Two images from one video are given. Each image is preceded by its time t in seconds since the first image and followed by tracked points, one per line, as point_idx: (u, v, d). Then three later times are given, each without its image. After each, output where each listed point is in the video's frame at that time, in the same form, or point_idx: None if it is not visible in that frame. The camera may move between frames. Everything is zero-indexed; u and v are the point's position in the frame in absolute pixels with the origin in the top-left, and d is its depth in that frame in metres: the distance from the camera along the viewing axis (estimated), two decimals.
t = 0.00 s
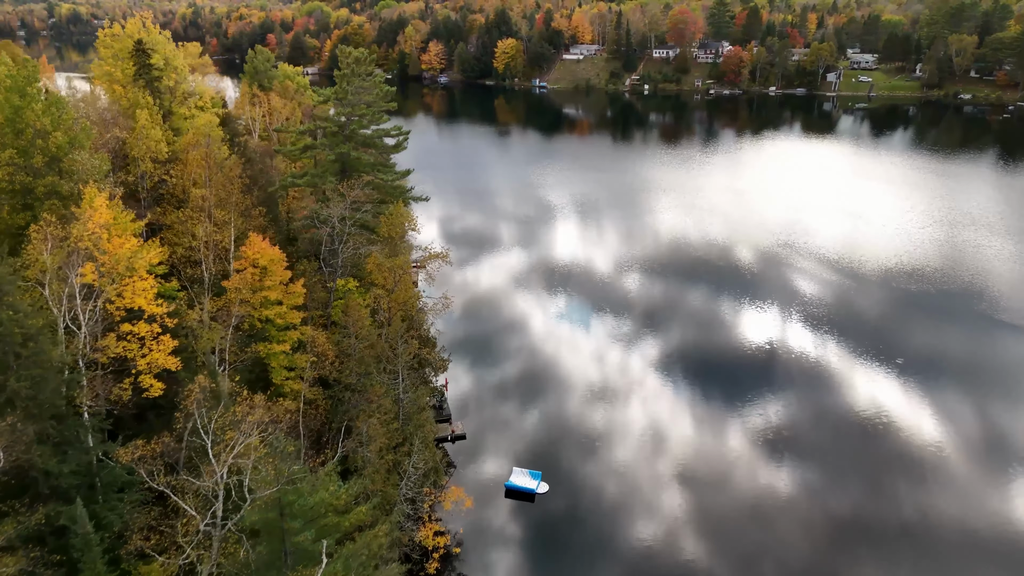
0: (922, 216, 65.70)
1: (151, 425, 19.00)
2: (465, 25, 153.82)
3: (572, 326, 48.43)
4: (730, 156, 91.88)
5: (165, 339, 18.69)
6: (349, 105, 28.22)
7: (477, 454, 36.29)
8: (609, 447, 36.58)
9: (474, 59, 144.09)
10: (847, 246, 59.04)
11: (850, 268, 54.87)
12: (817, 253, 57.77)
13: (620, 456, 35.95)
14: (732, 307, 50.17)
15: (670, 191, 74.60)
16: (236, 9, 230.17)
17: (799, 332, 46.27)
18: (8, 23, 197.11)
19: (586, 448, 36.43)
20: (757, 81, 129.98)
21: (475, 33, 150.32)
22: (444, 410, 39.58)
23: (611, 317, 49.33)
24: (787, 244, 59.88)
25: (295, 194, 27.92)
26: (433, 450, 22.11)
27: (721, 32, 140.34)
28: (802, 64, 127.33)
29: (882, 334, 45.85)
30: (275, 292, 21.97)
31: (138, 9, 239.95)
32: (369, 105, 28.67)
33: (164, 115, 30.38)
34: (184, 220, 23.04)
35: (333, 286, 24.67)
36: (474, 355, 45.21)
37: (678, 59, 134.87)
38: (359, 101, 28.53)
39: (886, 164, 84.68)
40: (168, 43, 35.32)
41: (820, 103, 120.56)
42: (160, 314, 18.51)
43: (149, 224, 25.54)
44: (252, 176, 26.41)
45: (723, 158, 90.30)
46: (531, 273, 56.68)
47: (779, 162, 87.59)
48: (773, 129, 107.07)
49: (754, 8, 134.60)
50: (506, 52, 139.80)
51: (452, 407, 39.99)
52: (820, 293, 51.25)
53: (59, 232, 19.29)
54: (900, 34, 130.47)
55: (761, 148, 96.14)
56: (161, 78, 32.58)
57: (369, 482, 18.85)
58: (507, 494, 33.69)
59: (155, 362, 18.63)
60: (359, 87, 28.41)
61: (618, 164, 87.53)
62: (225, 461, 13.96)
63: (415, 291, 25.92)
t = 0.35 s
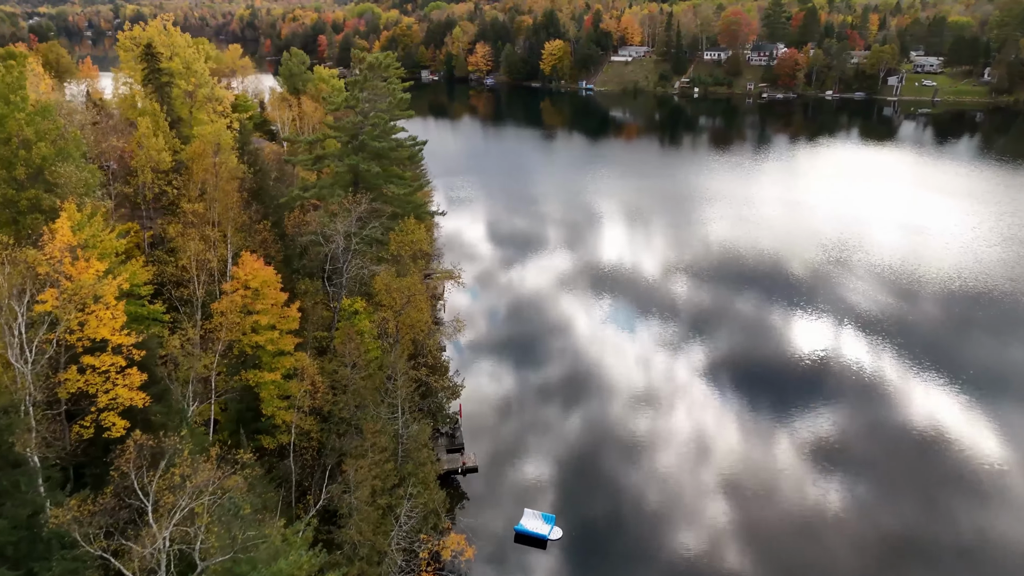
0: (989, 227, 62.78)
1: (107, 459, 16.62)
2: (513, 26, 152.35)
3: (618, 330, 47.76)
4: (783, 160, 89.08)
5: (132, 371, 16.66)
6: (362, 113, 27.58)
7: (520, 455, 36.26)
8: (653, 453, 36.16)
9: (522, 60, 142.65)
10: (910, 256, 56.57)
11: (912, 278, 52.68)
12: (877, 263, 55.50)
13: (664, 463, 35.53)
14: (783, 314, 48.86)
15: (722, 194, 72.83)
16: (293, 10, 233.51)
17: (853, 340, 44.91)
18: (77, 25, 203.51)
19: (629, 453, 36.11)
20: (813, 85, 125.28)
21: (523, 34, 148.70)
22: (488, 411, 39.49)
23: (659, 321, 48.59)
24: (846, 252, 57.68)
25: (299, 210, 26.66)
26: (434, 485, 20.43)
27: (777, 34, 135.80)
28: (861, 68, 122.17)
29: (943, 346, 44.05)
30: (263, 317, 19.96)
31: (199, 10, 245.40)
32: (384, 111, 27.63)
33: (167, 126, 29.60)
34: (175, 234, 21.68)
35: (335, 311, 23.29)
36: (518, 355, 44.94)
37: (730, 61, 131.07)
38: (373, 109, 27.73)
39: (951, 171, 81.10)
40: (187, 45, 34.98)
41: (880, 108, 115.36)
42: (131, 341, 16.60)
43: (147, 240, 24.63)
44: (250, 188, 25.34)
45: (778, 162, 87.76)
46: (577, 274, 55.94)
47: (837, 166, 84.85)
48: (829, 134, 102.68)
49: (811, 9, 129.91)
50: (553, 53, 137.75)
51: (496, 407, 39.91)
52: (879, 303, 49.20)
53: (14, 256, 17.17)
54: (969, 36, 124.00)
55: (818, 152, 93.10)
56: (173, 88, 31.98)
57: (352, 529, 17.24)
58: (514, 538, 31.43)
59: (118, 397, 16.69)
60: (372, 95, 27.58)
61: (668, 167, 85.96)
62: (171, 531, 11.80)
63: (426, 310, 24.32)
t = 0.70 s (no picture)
0: None
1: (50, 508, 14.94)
2: (563, 27, 150.41)
3: (665, 333, 46.12)
4: (840, 166, 85.65)
5: (99, 409, 15.65)
6: (376, 122, 26.80)
7: (562, 458, 35.16)
8: (698, 461, 34.71)
9: (571, 62, 140.80)
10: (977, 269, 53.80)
11: (977, 292, 50.04)
12: (940, 275, 52.93)
13: (709, 472, 34.08)
14: (837, 323, 46.76)
15: (777, 199, 70.52)
16: (347, 12, 235.34)
17: (912, 354, 42.81)
18: (141, 25, 209.38)
19: (674, 460, 34.75)
20: (875, 88, 120.04)
21: (572, 35, 146.75)
22: (531, 412, 38.42)
23: (707, 325, 46.94)
24: (907, 263, 55.16)
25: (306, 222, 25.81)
26: (438, 531, 18.68)
27: (837, 35, 130.68)
28: (926, 71, 116.50)
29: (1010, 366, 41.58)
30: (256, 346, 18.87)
31: (259, 11, 249.99)
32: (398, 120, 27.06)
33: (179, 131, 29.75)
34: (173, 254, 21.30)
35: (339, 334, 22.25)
36: (562, 356, 43.71)
37: (786, 64, 126.66)
38: (389, 117, 27.00)
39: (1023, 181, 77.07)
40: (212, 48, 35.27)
41: (946, 113, 109.69)
42: (95, 376, 15.55)
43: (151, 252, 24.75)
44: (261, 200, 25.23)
45: (836, 167, 84.68)
46: (624, 275, 54.48)
47: (898, 172, 81.45)
48: (890, 140, 97.87)
49: (873, 10, 124.61)
50: (602, 55, 135.71)
51: (539, 408, 38.81)
52: (941, 317, 46.80)
53: None
54: None
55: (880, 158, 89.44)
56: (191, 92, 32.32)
57: None
58: None
59: (78, 439, 15.43)
60: (388, 102, 26.74)
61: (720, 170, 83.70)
62: None
63: (435, 337, 22.81)
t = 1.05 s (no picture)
0: None
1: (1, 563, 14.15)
2: (608, 27, 147.86)
3: (707, 338, 44.29)
4: (896, 171, 82.39)
5: (61, 447, 15.06)
6: (391, 130, 25.45)
7: (599, 461, 33.82)
8: (739, 469, 33.05)
9: (614, 64, 138.61)
10: None
11: None
12: (998, 290, 50.23)
13: (751, 480, 32.42)
14: (886, 332, 44.54)
15: (826, 206, 68.03)
16: (392, 11, 236.12)
17: (967, 369, 40.50)
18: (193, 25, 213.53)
19: (714, 467, 33.15)
20: (933, 92, 115.00)
21: (617, 35, 144.38)
22: (569, 414, 37.14)
23: (752, 330, 45.03)
24: (963, 275, 52.52)
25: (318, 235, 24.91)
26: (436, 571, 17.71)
27: (893, 36, 125.88)
28: (989, 74, 111.12)
29: None
30: (245, 373, 18.00)
31: (307, 12, 252.72)
32: (415, 129, 25.73)
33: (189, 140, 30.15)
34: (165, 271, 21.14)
35: (345, 354, 21.06)
36: (602, 357, 42.30)
37: (839, 65, 122.32)
38: (404, 126, 25.64)
39: None
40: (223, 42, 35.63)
41: (1010, 118, 104.42)
42: (54, 411, 14.80)
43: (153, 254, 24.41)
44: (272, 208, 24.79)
45: (891, 173, 81.50)
46: (668, 278, 52.72)
47: (957, 179, 78.00)
48: (949, 146, 93.47)
49: (933, 9, 119.38)
50: (647, 56, 133.31)
51: (578, 410, 37.51)
52: (999, 334, 44.30)
53: None
54: None
55: (938, 164, 85.65)
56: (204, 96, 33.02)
57: None
58: None
59: (37, 479, 14.63)
60: (404, 109, 25.40)
61: (767, 176, 81.24)
62: None
63: (446, 359, 21.08)
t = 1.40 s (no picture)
0: None
1: None
2: (650, 28, 145.22)
3: (748, 344, 42.30)
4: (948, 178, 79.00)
5: (18, 488, 14.51)
6: (402, 139, 24.60)
7: (634, 466, 32.34)
8: (778, 478, 31.36)
9: (656, 65, 136.19)
10: None
11: None
12: None
13: (789, 490, 30.72)
14: (934, 341, 42.19)
15: (873, 215, 65.40)
16: (436, 12, 236.62)
17: None
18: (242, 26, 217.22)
19: (752, 475, 31.50)
20: (991, 95, 109.88)
21: (659, 36, 141.74)
22: (604, 417, 35.66)
23: (795, 335, 43.01)
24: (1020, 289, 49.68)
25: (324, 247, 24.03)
26: None
27: (948, 38, 120.69)
28: None
29: None
30: (234, 403, 17.89)
31: (352, 13, 254.88)
32: (429, 138, 24.80)
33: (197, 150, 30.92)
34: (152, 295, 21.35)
35: (347, 377, 20.26)
36: (639, 360, 40.70)
37: (891, 67, 117.92)
38: (416, 135, 24.75)
39: None
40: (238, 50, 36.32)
41: None
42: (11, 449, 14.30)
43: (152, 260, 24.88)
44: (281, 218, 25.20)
45: (943, 179, 78.22)
46: (708, 282, 50.85)
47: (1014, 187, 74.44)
48: (1007, 153, 88.98)
49: (993, 9, 114.12)
50: (689, 57, 130.66)
51: (613, 414, 36.00)
52: None
53: None
54: None
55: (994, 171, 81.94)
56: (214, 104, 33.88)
57: None
58: None
59: None
60: (416, 117, 24.53)
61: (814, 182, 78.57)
62: None
63: (455, 387, 19.96)
